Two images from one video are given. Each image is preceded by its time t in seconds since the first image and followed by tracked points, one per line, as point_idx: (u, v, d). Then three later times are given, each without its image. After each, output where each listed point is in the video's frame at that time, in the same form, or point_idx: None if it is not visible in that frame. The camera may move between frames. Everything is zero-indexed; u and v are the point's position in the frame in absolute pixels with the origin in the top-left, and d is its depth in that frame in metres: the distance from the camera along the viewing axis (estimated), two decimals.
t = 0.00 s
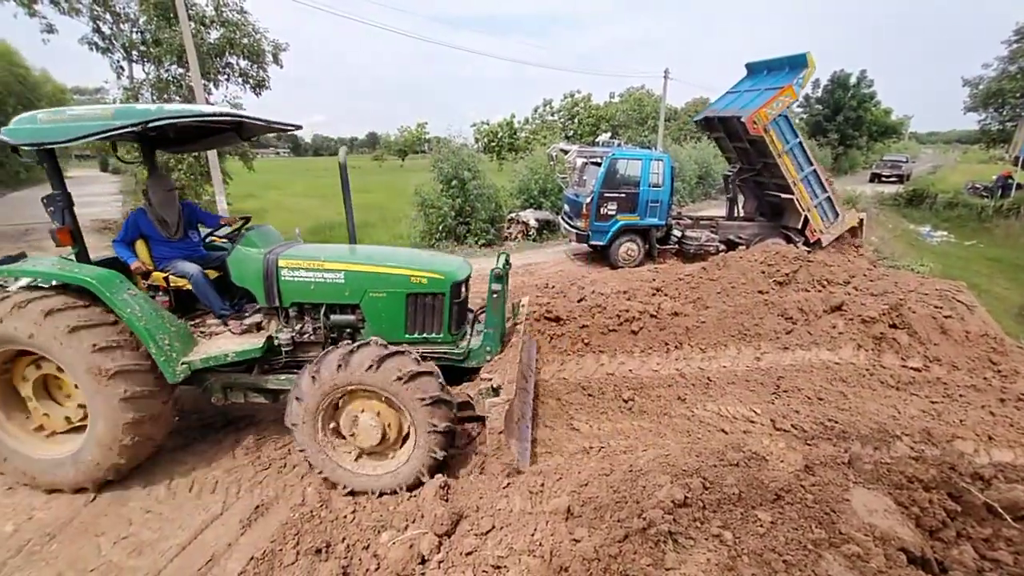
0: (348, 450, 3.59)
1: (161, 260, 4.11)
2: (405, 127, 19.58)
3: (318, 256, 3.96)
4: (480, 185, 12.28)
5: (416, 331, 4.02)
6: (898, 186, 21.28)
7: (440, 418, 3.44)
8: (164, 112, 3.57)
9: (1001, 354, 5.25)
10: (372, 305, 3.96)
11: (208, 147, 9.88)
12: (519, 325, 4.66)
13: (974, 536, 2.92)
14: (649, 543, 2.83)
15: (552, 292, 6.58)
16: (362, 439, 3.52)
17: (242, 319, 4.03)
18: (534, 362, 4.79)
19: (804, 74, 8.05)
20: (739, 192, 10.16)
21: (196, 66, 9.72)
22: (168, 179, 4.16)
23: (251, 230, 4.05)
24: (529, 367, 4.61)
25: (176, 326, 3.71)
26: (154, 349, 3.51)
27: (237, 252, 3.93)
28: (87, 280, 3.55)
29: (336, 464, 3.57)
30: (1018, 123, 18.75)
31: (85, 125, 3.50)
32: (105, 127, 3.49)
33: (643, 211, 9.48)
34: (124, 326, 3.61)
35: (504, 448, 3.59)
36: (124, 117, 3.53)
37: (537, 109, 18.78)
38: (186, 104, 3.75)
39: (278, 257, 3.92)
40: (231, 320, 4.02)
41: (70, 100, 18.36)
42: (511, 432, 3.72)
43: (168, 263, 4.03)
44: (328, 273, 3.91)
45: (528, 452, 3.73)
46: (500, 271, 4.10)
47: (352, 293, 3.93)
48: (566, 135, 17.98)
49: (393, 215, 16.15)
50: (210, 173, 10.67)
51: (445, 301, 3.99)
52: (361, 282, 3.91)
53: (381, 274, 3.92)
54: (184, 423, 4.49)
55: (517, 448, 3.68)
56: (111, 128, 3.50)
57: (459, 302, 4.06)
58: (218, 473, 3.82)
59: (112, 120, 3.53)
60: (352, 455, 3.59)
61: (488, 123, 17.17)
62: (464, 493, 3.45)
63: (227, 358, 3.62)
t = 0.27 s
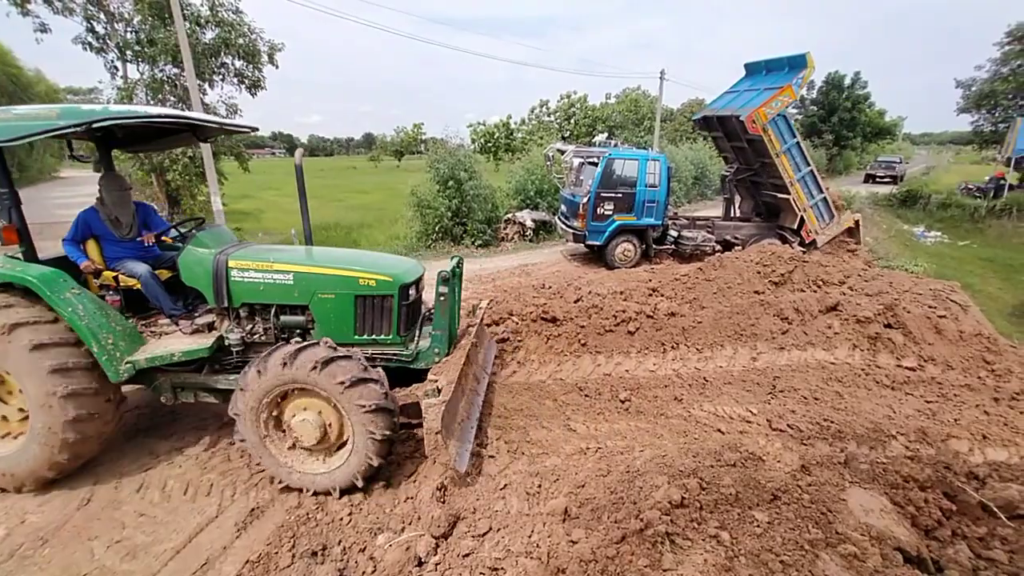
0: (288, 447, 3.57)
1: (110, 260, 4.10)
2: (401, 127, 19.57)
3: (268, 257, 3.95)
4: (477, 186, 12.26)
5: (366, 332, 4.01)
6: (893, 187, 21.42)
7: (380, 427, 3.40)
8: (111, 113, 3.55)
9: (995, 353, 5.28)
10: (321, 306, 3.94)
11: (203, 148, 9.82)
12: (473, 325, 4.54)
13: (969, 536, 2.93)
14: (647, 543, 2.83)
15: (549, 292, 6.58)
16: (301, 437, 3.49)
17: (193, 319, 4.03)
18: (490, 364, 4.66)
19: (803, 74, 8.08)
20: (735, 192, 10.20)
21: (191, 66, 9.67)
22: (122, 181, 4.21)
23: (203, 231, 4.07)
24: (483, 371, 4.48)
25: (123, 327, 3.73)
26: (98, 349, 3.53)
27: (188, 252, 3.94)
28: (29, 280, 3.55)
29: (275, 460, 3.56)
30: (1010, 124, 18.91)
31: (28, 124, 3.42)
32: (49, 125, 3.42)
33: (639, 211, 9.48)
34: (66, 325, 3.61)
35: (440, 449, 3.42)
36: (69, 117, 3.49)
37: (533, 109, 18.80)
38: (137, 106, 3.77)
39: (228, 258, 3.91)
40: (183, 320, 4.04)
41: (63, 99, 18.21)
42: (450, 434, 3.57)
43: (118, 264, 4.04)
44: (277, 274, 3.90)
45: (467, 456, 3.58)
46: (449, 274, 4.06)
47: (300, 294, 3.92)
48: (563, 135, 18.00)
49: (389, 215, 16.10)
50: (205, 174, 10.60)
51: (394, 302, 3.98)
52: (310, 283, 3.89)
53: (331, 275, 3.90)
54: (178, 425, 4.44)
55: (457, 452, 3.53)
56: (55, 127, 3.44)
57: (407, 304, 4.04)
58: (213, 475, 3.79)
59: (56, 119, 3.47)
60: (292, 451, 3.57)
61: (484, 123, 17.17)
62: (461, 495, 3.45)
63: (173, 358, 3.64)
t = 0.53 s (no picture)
0: (223, 444, 3.61)
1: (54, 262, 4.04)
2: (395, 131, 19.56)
3: (211, 258, 3.95)
4: (470, 190, 12.27)
5: (310, 332, 4.02)
6: (882, 192, 21.71)
7: (314, 437, 3.41)
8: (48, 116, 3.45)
9: (982, 358, 5.35)
10: (264, 307, 3.95)
11: (196, 151, 9.75)
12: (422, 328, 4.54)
13: (958, 540, 2.96)
14: (640, 549, 2.83)
15: (542, 296, 6.59)
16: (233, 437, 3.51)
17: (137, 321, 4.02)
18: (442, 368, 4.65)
19: (793, 81, 8.17)
20: (727, 197, 10.30)
21: (184, 69, 9.61)
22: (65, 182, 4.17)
23: (147, 232, 4.06)
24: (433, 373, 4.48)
25: (62, 328, 3.70)
26: (32, 350, 3.49)
27: (131, 252, 3.93)
28: None
29: (209, 454, 3.61)
30: (995, 131, 19.26)
31: None
32: None
33: (632, 216, 9.53)
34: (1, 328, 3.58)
35: (373, 445, 3.41)
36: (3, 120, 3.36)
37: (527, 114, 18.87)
38: (68, 108, 3.69)
39: (170, 259, 3.90)
40: (127, 321, 4.02)
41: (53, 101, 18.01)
42: (385, 431, 3.56)
43: (62, 265, 3.98)
44: (220, 275, 3.90)
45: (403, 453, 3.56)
46: (393, 274, 4.06)
47: (244, 295, 3.92)
48: (556, 140, 18.09)
49: (383, 219, 16.06)
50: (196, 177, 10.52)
51: (338, 302, 4.00)
52: (253, 284, 3.90)
53: (274, 276, 3.91)
54: (167, 431, 4.38)
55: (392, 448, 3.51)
56: None
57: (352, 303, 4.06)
58: (203, 482, 3.74)
59: None
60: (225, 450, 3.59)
61: (478, 128, 17.22)
62: (454, 500, 3.43)
63: (112, 359, 3.61)
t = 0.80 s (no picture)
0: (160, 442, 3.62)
1: None
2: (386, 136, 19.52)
3: (151, 260, 3.95)
4: (461, 195, 12.26)
5: (253, 333, 4.01)
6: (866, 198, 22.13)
7: (246, 452, 3.39)
8: None
9: (963, 360, 5.46)
10: (205, 308, 3.94)
11: (182, 154, 9.64)
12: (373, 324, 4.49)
13: (942, 541, 3.00)
14: (630, 555, 2.83)
15: (532, 301, 6.59)
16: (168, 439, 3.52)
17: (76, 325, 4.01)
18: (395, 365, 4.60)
19: (779, 89, 8.30)
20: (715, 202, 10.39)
21: (171, 72, 9.52)
22: None
23: (86, 235, 4.05)
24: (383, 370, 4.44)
25: None
26: None
27: (70, 256, 3.93)
28: None
29: (143, 450, 3.61)
30: (974, 139, 19.75)
31: None
32: None
33: (622, 221, 9.59)
34: None
35: (307, 443, 3.36)
36: None
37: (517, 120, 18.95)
38: (11, 108, 4.05)
39: (110, 261, 3.90)
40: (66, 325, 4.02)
41: (35, 103, 17.70)
42: (320, 429, 3.50)
43: None
44: (159, 277, 3.89)
45: (339, 451, 3.50)
46: (334, 274, 4.07)
47: (184, 297, 3.92)
48: (547, 145, 18.18)
49: (373, 224, 15.98)
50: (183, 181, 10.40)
51: (280, 303, 3.99)
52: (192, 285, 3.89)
53: (214, 276, 3.90)
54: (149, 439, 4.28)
55: (327, 446, 3.45)
56: None
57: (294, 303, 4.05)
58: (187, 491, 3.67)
59: None
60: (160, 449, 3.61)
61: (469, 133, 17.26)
62: (443, 507, 3.40)
63: (46, 362, 3.61)
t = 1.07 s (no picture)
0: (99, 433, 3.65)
1: None
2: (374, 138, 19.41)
3: (91, 260, 3.90)
4: (449, 197, 12.22)
5: (198, 332, 3.99)
6: (848, 202, 22.56)
7: (181, 463, 3.42)
8: None
9: (942, 360, 5.59)
10: (148, 308, 3.90)
11: (165, 155, 9.48)
12: (322, 323, 4.54)
13: (923, 538, 3.05)
14: (619, 557, 2.84)
15: (521, 303, 6.58)
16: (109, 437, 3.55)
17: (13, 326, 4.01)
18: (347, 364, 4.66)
19: (763, 94, 8.42)
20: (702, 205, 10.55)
21: (154, 72, 9.37)
22: None
23: (22, 234, 3.98)
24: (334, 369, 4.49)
25: None
26: None
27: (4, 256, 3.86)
28: None
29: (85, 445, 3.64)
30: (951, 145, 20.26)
31: None
32: None
33: (610, 224, 9.65)
34: None
35: (252, 438, 3.39)
36: None
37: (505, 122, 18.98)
38: None
39: (47, 261, 3.84)
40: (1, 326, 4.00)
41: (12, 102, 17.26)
42: (266, 425, 3.53)
43: None
44: (99, 277, 3.85)
45: (287, 445, 3.53)
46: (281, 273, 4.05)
47: (126, 297, 3.88)
48: (535, 148, 18.24)
49: (360, 226, 15.86)
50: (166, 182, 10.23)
51: (226, 302, 3.97)
52: (134, 285, 3.86)
53: (156, 276, 3.87)
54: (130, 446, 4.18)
55: (273, 440, 3.48)
56: None
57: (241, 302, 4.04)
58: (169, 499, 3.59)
59: None
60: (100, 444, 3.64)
61: (457, 136, 17.25)
62: (432, 512, 3.38)
63: None
